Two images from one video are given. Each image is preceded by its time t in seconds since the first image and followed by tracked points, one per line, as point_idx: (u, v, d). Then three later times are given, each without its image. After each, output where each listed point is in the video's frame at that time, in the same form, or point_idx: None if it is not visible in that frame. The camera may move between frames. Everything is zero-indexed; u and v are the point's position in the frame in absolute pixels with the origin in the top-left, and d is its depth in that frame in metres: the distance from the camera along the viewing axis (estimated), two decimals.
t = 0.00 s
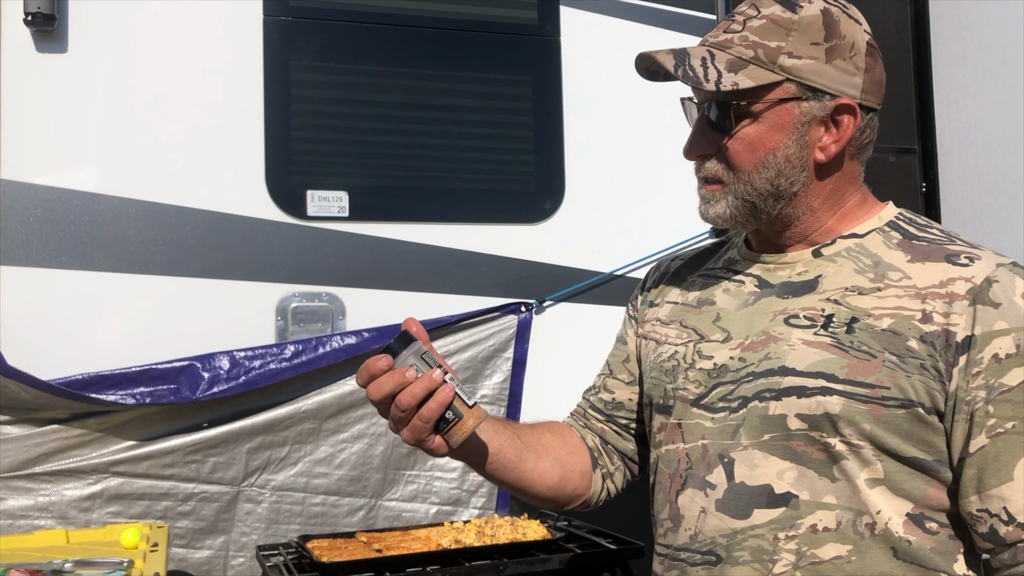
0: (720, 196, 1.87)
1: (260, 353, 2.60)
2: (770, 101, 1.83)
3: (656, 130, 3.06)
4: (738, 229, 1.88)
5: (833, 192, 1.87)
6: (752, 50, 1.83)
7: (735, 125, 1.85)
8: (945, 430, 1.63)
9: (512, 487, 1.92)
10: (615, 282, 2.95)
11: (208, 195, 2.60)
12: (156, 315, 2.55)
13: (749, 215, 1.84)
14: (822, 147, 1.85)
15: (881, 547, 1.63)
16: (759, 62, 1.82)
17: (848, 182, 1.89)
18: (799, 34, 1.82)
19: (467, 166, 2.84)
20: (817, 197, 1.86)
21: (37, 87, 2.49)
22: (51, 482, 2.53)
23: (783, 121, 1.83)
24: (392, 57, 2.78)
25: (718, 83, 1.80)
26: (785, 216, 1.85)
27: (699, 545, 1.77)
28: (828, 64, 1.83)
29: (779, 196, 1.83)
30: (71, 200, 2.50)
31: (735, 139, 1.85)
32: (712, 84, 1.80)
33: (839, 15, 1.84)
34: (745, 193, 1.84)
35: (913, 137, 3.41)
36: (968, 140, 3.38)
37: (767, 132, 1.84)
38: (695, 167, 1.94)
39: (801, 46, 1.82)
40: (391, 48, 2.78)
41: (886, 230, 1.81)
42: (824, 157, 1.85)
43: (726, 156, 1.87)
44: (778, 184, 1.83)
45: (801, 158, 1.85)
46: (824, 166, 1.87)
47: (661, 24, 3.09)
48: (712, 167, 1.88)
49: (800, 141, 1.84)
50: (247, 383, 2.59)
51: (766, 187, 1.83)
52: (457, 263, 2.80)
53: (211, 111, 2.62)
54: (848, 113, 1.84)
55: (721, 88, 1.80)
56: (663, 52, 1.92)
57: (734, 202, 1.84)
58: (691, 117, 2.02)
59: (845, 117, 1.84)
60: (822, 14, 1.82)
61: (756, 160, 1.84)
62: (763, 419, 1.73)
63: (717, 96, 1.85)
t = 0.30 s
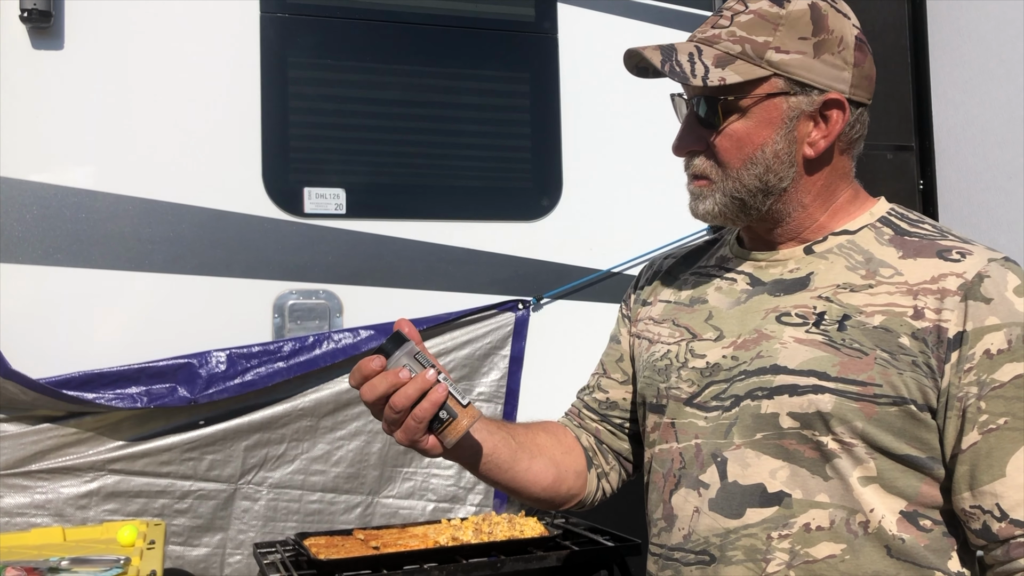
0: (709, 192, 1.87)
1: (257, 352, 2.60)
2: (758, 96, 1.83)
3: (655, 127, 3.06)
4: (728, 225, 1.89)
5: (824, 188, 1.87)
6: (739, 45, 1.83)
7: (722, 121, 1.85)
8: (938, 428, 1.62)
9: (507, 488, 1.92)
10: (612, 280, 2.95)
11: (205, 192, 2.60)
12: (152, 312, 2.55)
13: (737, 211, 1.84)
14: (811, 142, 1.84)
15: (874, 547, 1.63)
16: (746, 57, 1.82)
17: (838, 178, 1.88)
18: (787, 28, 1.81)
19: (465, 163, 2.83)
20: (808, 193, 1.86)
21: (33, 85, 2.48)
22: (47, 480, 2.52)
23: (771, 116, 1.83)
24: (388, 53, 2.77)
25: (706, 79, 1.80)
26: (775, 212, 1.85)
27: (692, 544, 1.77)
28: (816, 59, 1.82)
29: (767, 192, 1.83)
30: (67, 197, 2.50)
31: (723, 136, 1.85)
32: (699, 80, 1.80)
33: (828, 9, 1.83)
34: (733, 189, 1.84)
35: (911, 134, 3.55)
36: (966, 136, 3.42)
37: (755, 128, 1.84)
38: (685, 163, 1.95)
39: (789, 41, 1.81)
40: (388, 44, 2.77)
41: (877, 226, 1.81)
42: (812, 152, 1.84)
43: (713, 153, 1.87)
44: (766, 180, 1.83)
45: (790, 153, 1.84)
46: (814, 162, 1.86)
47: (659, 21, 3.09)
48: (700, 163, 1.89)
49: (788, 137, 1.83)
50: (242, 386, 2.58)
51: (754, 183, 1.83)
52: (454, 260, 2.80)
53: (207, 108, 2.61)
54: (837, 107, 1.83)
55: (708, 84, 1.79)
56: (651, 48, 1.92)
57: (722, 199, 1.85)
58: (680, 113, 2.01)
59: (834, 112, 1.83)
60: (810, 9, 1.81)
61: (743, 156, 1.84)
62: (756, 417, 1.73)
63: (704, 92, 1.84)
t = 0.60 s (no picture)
0: (699, 194, 1.87)
1: (255, 348, 2.60)
2: (743, 95, 1.82)
3: (653, 124, 3.06)
4: (720, 225, 1.88)
5: (814, 184, 1.86)
6: (723, 45, 1.83)
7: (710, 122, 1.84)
8: (929, 424, 1.62)
9: (502, 488, 1.92)
10: (610, 277, 2.95)
11: (201, 189, 2.60)
12: (147, 309, 2.54)
13: (728, 211, 1.84)
14: (800, 139, 1.84)
15: (866, 545, 1.63)
16: (730, 57, 1.81)
17: (827, 174, 1.88)
18: (770, 26, 1.81)
19: (461, 160, 2.83)
20: (798, 190, 1.86)
21: (29, 81, 2.48)
22: (43, 477, 2.52)
23: (759, 115, 1.83)
24: (384, 50, 2.76)
25: (691, 80, 1.80)
26: (767, 211, 1.84)
27: (685, 543, 1.77)
28: (801, 56, 1.81)
29: (758, 191, 1.82)
30: (63, 194, 2.49)
31: (711, 137, 1.85)
32: (684, 81, 1.79)
33: (812, 5, 1.82)
34: (724, 189, 1.83)
35: (908, 132, 3.54)
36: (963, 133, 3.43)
37: (743, 127, 1.83)
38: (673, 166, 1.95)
39: (773, 39, 1.81)
40: (384, 40, 2.76)
41: (868, 223, 1.80)
42: (801, 149, 1.84)
43: (702, 154, 1.87)
44: (756, 179, 1.82)
45: (779, 151, 1.84)
46: (803, 159, 1.86)
47: (656, 17, 3.10)
48: (689, 165, 1.88)
49: (777, 135, 1.83)
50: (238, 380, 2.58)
51: (744, 183, 1.82)
52: (451, 257, 2.79)
53: (203, 104, 2.61)
54: (824, 104, 1.83)
55: (693, 85, 1.79)
56: (636, 51, 1.91)
57: (713, 200, 1.84)
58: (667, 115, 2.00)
59: (821, 109, 1.83)
60: (794, 6, 1.81)
61: (733, 156, 1.84)
62: (747, 416, 1.73)
63: (690, 93, 1.84)
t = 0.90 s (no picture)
0: (696, 199, 1.86)
1: (251, 347, 2.59)
2: (735, 99, 1.81)
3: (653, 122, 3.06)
4: (718, 230, 1.88)
5: (808, 185, 1.86)
6: (712, 49, 1.82)
7: (702, 128, 1.84)
8: (921, 423, 1.62)
9: (504, 485, 1.92)
10: (608, 275, 2.95)
11: (198, 188, 2.59)
12: (145, 307, 2.54)
13: (725, 215, 1.83)
14: (793, 140, 1.84)
15: (859, 544, 1.63)
16: (720, 61, 1.81)
17: (821, 173, 1.87)
18: (759, 28, 1.81)
19: (459, 159, 2.83)
20: (792, 191, 1.85)
21: (25, 78, 2.47)
22: (40, 476, 2.52)
23: (751, 118, 1.82)
24: (381, 48, 2.76)
25: (681, 86, 1.79)
26: (764, 212, 1.83)
27: (678, 543, 1.76)
28: (791, 57, 1.81)
29: (755, 193, 1.82)
30: (60, 192, 2.49)
31: (705, 142, 1.84)
32: (675, 88, 1.79)
33: (800, 4, 1.82)
34: (720, 194, 1.83)
35: (906, 131, 3.52)
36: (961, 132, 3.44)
37: (736, 131, 1.82)
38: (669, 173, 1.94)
39: (762, 41, 1.81)
40: (381, 38, 2.76)
41: (860, 221, 1.80)
42: (795, 150, 1.83)
43: (696, 159, 1.86)
44: (752, 182, 1.82)
45: (773, 153, 1.83)
46: (797, 159, 1.85)
47: (655, 16, 3.10)
48: (684, 171, 1.88)
49: (770, 137, 1.82)
50: (235, 380, 2.58)
51: (740, 186, 1.81)
52: (449, 256, 2.79)
53: (200, 102, 2.60)
54: (814, 104, 1.83)
55: (684, 91, 1.79)
56: (624, 58, 1.91)
57: (710, 205, 1.84)
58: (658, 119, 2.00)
59: (813, 109, 1.83)
60: (781, 6, 1.81)
61: (728, 160, 1.83)
62: (740, 416, 1.73)
63: (680, 99, 1.84)
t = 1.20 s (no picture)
0: (696, 201, 1.86)
1: (252, 347, 2.59)
2: (735, 102, 1.81)
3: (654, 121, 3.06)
4: (718, 231, 1.88)
5: (807, 186, 1.86)
6: (714, 51, 1.82)
7: (702, 130, 1.84)
8: (917, 419, 1.61)
9: (506, 481, 1.91)
10: (608, 274, 2.95)
11: (198, 187, 2.59)
12: (145, 306, 2.54)
13: (724, 216, 1.83)
14: (792, 143, 1.84)
15: (857, 540, 1.63)
16: (722, 63, 1.81)
17: (820, 174, 1.87)
18: (760, 30, 1.80)
19: (459, 158, 2.83)
20: (791, 192, 1.85)
21: (25, 78, 2.48)
22: (40, 475, 2.53)
23: (751, 121, 1.82)
24: (381, 47, 2.76)
25: (683, 89, 1.79)
26: (763, 213, 1.83)
27: (675, 540, 1.77)
28: (792, 59, 1.80)
29: (754, 195, 1.82)
30: (60, 191, 2.50)
31: (705, 145, 1.85)
32: (677, 92, 1.79)
33: (800, 7, 1.82)
34: (719, 196, 1.83)
35: (906, 129, 3.51)
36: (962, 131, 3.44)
37: (736, 133, 1.83)
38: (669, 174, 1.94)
39: (764, 43, 1.80)
40: (381, 37, 2.76)
41: (857, 219, 1.80)
42: (794, 153, 1.83)
43: (696, 161, 1.86)
44: (751, 184, 1.81)
45: (772, 155, 1.83)
46: (796, 161, 1.85)
47: (656, 15, 3.10)
48: (684, 173, 1.88)
49: (769, 139, 1.82)
50: (235, 379, 2.58)
51: (739, 188, 1.81)
52: (449, 255, 2.79)
53: (201, 102, 2.60)
54: (815, 107, 1.83)
55: (686, 95, 1.78)
56: (624, 59, 1.91)
57: (709, 206, 1.84)
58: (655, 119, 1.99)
59: (813, 113, 1.82)
60: (782, 9, 1.81)
61: (727, 163, 1.83)
62: (737, 413, 1.73)
63: (681, 101, 1.83)
